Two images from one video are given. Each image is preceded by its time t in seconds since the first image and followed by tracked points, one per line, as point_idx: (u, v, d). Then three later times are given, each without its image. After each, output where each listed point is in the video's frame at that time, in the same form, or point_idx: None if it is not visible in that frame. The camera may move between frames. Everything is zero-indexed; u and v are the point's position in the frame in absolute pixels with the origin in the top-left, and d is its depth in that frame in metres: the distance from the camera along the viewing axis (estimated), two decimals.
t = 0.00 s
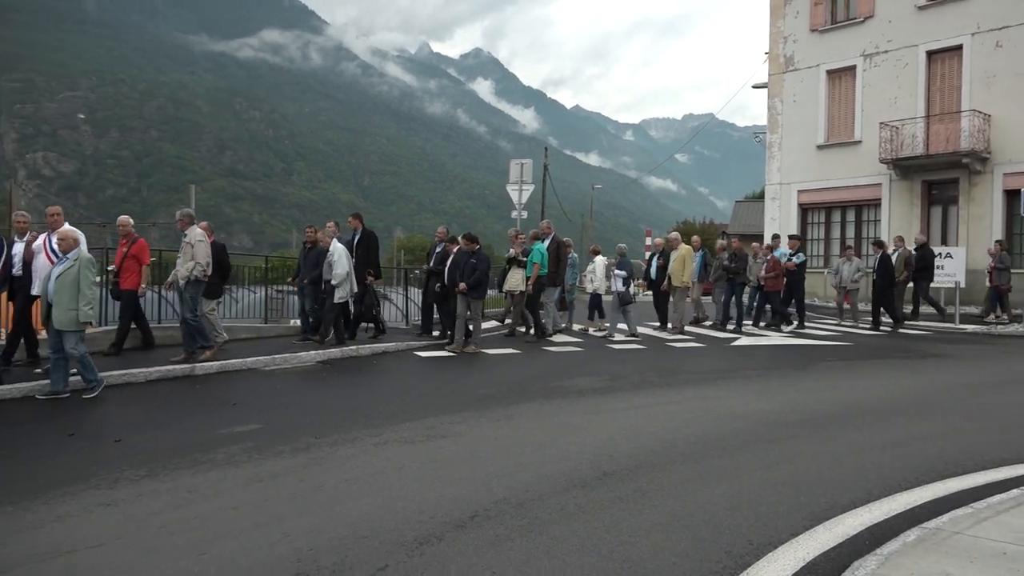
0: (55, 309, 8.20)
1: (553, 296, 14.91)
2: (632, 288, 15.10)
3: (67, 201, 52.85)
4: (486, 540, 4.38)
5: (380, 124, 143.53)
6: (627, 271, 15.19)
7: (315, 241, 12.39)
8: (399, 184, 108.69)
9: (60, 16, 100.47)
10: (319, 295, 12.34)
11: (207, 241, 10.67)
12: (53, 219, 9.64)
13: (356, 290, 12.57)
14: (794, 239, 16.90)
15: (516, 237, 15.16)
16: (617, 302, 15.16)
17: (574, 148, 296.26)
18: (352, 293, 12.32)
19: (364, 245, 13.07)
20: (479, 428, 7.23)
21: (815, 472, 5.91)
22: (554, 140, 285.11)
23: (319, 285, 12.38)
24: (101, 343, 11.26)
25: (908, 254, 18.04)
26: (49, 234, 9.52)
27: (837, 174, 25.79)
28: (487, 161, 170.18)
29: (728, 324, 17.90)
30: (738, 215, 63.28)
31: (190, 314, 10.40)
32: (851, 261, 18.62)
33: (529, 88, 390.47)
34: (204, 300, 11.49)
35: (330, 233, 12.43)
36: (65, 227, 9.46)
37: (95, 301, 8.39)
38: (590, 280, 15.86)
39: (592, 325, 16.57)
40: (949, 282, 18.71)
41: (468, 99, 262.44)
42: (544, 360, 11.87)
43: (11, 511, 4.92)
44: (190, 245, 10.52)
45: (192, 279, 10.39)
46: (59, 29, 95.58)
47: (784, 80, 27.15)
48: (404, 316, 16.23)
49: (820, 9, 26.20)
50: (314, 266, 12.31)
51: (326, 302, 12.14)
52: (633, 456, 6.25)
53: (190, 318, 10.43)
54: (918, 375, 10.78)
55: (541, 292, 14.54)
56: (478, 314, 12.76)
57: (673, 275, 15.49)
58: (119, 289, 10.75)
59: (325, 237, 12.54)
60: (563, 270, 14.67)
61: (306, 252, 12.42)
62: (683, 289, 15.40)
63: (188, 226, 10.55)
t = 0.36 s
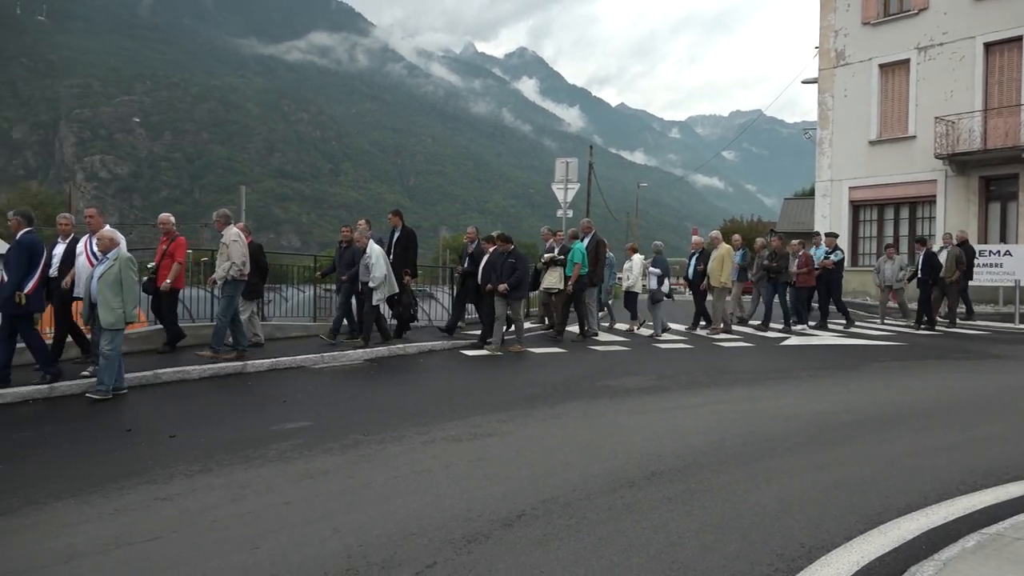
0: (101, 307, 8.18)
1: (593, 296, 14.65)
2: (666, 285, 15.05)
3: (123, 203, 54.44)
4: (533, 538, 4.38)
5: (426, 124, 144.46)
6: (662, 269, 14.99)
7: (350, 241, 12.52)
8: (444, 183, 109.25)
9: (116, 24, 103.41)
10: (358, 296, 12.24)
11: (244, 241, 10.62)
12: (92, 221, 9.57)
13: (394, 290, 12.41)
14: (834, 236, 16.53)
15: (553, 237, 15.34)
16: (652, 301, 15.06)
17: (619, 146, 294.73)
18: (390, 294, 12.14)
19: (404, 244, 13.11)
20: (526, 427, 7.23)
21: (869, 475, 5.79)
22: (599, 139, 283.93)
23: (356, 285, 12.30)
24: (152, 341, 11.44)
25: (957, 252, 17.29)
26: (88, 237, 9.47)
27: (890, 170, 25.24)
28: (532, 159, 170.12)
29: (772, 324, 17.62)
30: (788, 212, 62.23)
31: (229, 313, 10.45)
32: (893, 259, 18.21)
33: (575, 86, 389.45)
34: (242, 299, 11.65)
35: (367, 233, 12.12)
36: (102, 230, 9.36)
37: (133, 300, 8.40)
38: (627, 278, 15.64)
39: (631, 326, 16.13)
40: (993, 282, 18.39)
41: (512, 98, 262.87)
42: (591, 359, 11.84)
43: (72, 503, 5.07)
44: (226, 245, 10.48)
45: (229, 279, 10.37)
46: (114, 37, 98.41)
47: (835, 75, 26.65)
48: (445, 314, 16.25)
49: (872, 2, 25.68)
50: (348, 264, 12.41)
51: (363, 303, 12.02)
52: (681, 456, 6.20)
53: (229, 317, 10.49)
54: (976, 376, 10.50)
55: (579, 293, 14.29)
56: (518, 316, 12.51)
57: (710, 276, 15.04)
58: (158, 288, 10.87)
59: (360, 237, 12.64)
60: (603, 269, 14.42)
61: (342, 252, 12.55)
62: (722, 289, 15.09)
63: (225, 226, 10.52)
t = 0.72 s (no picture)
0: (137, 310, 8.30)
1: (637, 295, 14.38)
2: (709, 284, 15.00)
3: (182, 204, 56.02)
4: (584, 538, 4.36)
5: (476, 123, 145.10)
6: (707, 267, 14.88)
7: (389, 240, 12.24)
8: (495, 181, 109.56)
9: (174, 31, 106.33)
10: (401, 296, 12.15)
11: (281, 242, 10.54)
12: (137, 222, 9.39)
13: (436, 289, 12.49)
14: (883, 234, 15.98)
15: (598, 234, 14.95)
16: (697, 300, 15.04)
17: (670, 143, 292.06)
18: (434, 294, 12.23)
19: (447, 242, 12.95)
20: (577, 426, 7.21)
21: (930, 477, 5.64)
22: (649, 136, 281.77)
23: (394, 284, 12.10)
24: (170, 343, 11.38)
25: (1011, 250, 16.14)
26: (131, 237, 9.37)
27: (951, 165, 24.56)
28: (582, 157, 169.56)
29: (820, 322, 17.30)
30: (844, 208, 60.94)
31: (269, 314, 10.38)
32: (942, 255, 17.50)
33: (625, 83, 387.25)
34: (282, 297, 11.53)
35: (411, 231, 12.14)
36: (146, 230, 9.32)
37: (173, 304, 8.43)
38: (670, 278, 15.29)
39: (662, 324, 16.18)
40: None
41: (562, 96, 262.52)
42: (642, 358, 11.75)
43: (135, 496, 5.20)
44: (262, 246, 10.42)
45: (266, 279, 10.35)
46: (173, 44, 101.23)
47: (893, 67, 26.03)
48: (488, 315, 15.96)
49: None
50: (387, 266, 12.06)
51: (408, 301, 12.05)
52: (735, 457, 6.12)
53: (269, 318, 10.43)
54: None
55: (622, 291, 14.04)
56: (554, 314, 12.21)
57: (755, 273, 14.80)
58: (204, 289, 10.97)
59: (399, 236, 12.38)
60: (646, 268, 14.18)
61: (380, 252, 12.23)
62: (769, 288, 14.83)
63: (262, 227, 10.46)
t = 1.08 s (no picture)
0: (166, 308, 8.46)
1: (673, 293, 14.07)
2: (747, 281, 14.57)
3: (230, 203, 57.06)
4: (629, 537, 4.33)
5: (519, 120, 145.25)
6: (745, 263, 14.62)
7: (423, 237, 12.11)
8: (538, 178, 109.48)
9: (223, 33, 108.49)
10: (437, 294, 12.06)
11: (312, 240, 10.73)
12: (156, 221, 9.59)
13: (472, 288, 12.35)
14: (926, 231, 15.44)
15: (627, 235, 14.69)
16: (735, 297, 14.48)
17: (715, 140, 289.14)
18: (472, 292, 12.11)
19: (476, 242, 12.96)
20: (623, 424, 7.16)
21: (986, 480, 5.49)
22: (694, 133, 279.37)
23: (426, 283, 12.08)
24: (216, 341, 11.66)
25: None
26: (157, 239, 9.38)
27: (1008, 159, 23.88)
28: (625, 154, 168.63)
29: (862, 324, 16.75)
30: (894, 205, 59.65)
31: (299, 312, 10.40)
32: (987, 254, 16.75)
33: (669, 80, 384.17)
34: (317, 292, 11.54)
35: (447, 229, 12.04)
36: (172, 230, 9.49)
37: (209, 300, 8.56)
38: (706, 275, 15.21)
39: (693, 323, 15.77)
40: None
41: (605, 93, 261.54)
42: (686, 356, 11.63)
43: (186, 490, 5.29)
44: (293, 243, 10.61)
45: (296, 277, 10.57)
46: (223, 46, 103.17)
47: (946, 59, 25.40)
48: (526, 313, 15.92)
49: None
50: (419, 261, 12.08)
51: (448, 300, 11.95)
52: (784, 457, 6.02)
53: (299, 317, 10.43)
54: None
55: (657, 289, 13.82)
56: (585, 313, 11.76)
57: (791, 270, 14.54)
58: (233, 287, 11.02)
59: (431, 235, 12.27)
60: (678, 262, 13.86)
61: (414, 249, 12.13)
62: (807, 287, 14.42)
63: (294, 225, 10.65)
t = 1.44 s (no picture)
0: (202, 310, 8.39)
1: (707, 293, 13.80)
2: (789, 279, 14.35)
3: (276, 201, 57.97)
4: (676, 538, 4.29)
5: (562, 118, 145.13)
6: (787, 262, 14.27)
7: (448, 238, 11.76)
8: (581, 175, 109.24)
9: (271, 35, 110.37)
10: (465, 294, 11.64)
11: (339, 239, 10.54)
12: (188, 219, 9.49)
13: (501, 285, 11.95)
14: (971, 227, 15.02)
15: (660, 232, 14.46)
16: (775, 296, 14.33)
17: (760, 136, 285.64)
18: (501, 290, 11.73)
19: (506, 237, 12.42)
20: (668, 424, 7.10)
21: None
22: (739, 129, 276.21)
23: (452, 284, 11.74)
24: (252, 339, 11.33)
25: None
26: (187, 236, 9.34)
27: None
28: (669, 151, 167.41)
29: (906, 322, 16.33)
30: (947, 203, 58.23)
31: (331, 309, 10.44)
32: None
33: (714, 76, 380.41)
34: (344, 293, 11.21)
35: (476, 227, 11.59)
36: (202, 227, 9.44)
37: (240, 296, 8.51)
38: (746, 275, 14.96)
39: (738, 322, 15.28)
40: None
41: (649, 90, 260.00)
42: (731, 356, 11.51)
43: (236, 483, 5.38)
44: (321, 242, 10.45)
45: (326, 277, 10.40)
46: (271, 48, 104.78)
47: (1002, 53, 24.73)
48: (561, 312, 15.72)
49: None
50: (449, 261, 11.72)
51: (475, 299, 11.57)
52: (833, 459, 5.93)
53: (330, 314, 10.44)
54: None
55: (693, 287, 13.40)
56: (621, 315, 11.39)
57: (828, 267, 14.08)
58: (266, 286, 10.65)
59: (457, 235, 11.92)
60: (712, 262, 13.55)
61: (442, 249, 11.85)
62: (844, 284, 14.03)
63: (321, 224, 10.51)
